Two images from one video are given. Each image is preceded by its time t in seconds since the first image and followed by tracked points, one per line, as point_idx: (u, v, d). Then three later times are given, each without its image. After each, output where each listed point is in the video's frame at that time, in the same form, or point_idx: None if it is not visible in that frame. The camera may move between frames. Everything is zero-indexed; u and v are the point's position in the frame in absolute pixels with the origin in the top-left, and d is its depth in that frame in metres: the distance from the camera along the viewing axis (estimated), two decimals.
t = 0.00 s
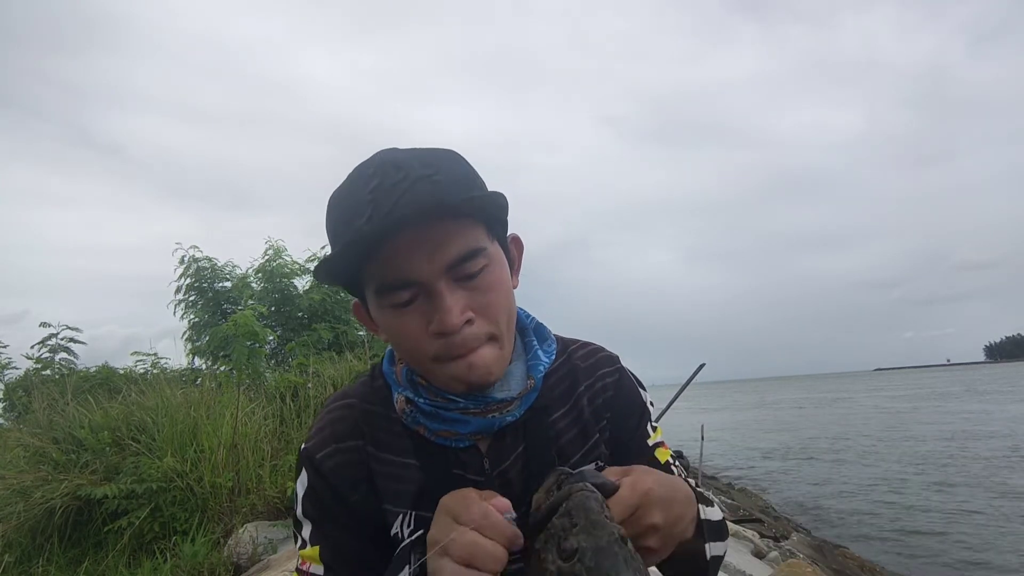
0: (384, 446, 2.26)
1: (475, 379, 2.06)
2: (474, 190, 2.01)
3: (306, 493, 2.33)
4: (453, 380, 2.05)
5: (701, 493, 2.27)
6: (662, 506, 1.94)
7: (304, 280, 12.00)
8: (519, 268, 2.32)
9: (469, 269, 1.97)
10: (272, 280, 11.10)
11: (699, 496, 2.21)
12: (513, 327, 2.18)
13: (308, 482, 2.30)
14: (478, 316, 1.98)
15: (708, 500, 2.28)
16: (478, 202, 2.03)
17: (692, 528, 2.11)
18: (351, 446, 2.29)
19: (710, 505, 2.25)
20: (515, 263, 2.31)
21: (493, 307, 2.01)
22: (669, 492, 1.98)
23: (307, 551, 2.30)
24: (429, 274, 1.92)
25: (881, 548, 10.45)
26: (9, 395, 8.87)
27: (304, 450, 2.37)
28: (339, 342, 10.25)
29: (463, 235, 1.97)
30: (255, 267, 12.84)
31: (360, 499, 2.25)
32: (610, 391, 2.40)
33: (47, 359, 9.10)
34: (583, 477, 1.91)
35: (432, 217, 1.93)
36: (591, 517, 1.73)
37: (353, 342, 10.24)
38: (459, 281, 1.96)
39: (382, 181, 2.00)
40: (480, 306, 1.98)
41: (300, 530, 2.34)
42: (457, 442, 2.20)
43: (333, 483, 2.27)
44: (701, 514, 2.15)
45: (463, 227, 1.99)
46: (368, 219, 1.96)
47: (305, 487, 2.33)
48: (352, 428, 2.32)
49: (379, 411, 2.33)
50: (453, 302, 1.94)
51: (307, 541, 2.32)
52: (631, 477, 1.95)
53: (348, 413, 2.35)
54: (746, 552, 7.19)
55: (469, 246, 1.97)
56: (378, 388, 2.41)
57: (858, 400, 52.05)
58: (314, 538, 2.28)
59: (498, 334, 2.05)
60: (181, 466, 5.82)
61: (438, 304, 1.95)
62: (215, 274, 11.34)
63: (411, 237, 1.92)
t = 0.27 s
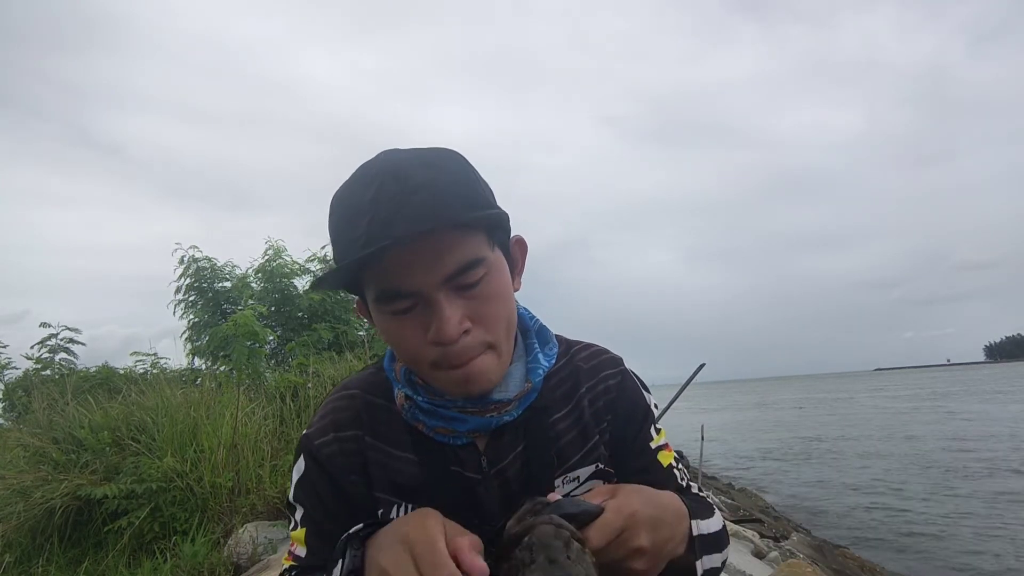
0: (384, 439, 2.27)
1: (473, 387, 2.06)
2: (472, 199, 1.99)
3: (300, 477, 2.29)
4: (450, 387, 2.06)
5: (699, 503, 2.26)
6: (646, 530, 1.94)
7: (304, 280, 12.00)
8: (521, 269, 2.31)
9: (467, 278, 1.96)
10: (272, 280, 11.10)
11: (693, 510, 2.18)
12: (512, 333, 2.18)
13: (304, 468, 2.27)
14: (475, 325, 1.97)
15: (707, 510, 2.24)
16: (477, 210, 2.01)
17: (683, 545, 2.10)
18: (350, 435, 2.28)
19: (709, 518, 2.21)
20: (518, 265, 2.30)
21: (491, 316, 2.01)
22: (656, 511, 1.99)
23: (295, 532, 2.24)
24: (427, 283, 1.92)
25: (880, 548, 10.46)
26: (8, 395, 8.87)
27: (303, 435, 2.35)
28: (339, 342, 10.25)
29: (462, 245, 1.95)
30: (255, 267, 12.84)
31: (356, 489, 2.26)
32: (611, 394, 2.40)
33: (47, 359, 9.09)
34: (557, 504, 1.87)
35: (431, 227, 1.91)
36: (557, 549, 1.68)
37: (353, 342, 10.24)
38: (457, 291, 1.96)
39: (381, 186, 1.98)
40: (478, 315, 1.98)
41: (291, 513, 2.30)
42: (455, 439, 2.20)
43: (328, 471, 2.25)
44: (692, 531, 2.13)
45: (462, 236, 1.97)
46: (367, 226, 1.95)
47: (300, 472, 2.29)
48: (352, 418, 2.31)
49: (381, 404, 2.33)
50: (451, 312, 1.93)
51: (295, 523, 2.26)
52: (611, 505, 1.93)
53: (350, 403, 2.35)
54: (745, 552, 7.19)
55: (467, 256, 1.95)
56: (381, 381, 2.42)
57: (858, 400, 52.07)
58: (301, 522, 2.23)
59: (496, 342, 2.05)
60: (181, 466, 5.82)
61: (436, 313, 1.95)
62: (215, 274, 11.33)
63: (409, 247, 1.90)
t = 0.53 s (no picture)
0: (382, 439, 2.27)
1: (473, 388, 2.07)
2: (474, 203, 1.99)
3: (302, 478, 2.32)
4: (451, 388, 2.06)
5: (697, 508, 2.27)
6: (646, 536, 1.95)
7: (303, 280, 11.99)
8: (524, 271, 2.30)
9: (469, 283, 1.95)
10: (272, 280, 11.10)
11: (691, 518, 2.18)
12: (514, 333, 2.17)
13: (306, 469, 2.30)
14: (477, 329, 1.97)
15: (706, 515, 2.26)
16: (479, 214, 1.99)
17: (680, 553, 2.10)
18: (350, 436, 2.29)
19: (709, 523, 2.22)
20: (520, 267, 2.29)
21: (493, 320, 2.00)
22: (657, 517, 2.00)
23: (299, 530, 2.28)
24: (429, 288, 1.90)
25: (880, 548, 10.46)
26: (8, 395, 8.86)
27: (305, 436, 2.37)
28: (339, 342, 10.25)
29: (464, 249, 1.93)
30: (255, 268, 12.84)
31: (355, 489, 2.26)
32: (613, 395, 2.39)
33: (47, 359, 9.09)
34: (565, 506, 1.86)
35: (433, 233, 1.89)
36: (571, 549, 1.66)
37: (353, 342, 10.24)
38: (459, 295, 1.94)
39: (385, 191, 1.99)
40: (480, 319, 1.97)
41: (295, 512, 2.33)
42: (455, 438, 2.19)
43: (328, 472, 2.27)
44: (691, 539, 2.12)
45: (464, 240, 1.94)
46: (370, 230, 1.95)
47: (302, 473, 2.32)
48: (352, 419, 2.32)
49: (381, 404, 2.33)
50: (452, 317, 1.92)
51: (299, 521, 2.30)
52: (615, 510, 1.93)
53: (350, 404, 2.35)
54: (745, 552, 7.20)
55: (470, 261, 1.93)
56: (382, 380, 2.41)
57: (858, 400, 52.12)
58: (304, 522, 2.28)
59: (497, 345, 2.04)
60: (181, 466, 5.81)
61: (437, 317, 1.94)
62: (215, 274, 11.33)
63: (409, 252, 1.88)
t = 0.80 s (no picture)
0: (385, 438, 2.27)
1: (478, 386, 2.08)
2: (481, 205, 1.99)
3: (304, 479, 2.32)
4: (455, 386, 2.07)
5: (694, 512, 2.26)
6: (644, 540, 1.94)
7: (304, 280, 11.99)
8: (527, 272, 2.31)
9: (475, 283, 1.95)
10: (272, 280, 11.10)
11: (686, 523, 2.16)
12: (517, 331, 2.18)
13: (309, 469, 2.30)
14: (482, 328, 1.98)
15: (702, 519, 2.24)
16: (484, 215, 1.99)
17: (674, 559, 2.08)
18: (353, 436, 2.29)
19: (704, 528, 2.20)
20: (524, 268, 2.29)
21: (498, 320, 2.01)
22: (654, 524, 2.00)
23: (301, 530, 2.27)
24: (435, 288, 1.91)
25: (880, 548, 10.47)
26: (8, 395, 8.86)
27: (308, 436, 2.37)
28: (339, 342, 10.26)
29: (471, 249, 1.93)
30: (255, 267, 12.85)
31: (357, 488, 2.26)
32: (614, 396, 2.38)
33: (47, 359, 9.08)
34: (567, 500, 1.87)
35: (440, 234, 1.89)
36: (573, 541, 1.67)
37: (353, 342, 10.24)
38: (465, 295, 1.95)
39: (391, 190, 1.98)
40: (485, 319, 1.98)
41: (297, 512, 2.32)
42: (458, 436, 2.20)
43: (330, 472, 2.26)
44: (685, 544, 2.11)
45: (470, 240, 1.94)
46: (378, 229, 1.95)
47: (305, 473, 2.32)
48: (354, 418, 2.31)
49: (384, 404, 2.33)
50: (459, 316, 1.93)
51: (301, 521, 2.29)
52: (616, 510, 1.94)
53: (352, 404, 2.35)
54: (746, 552, 7.20)
55: (476, 262, 1.94)
56: (385, 379, 2.41)
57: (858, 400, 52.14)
58: (307, 522, 2.26)
59: (502, 344, 2.05)
60: (181, 466, 5.82)
61: (443, 316, 1.95)
62: (215, 274, 11.33)
63: (416, 252, 1.88)
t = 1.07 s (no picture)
0: (388, 436, 2.27)
1: (492, 384, 2.10)
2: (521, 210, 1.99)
3: (305, 469, 2.32)
4: (469, 381, 2.08)
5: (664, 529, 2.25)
6: (590, 555, 2.01)
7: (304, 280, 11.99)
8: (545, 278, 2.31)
9: (506, 282, 1.98)
10: (272, 280, 11.09)
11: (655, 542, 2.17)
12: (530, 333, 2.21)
13: (309, 460, 2.30)
14: (506, 328, 2.01)
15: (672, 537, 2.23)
16: (523, 219, 2.00)
17: None
18: (354, 431, 2.28)
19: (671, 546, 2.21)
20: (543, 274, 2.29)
21: (520, 321, 2.04)
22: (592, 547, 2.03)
23: (301, 515, 2.29)
24: (469, 283, 1.92)
25: (880, 548, 10.47)
26: (8, 395, 8.86)
27: (311, 427, 2.37)
28: (339, 342, 10.26)
29: (506, 250, 1.96)
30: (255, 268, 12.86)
31: (357, 484, 2.26)
32: (614, 399, 2.37)
33: (46, 359, 9.09)
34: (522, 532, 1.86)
35: (482, 231, 1.90)
36: None
37: (353, 342, 10.24)
38: (494, 292, 1.97)
39: (434, 182, 1.97)
40: (509, 318, 2.01)
41: (297, 500, 2.34)
42: (462, 433, 2.20)
43: (329, 467, 2.26)
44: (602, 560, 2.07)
45: (506, 241, 1.97)
46: (418, 218, 1.93)
47: (305, 465, 2.32)
48: (356, 414, 2.31)
49: (387, 400, 2.32)
50: (485, 313, 1.96)
51: (301, 506, 2.31)
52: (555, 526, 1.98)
53: (352, 401, 2.34)
54: (745, 552, 7.20)
55: (510, 262, 1.96)
56: (388, 374, 2.40)
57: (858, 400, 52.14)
58: (304, 510, 2.28)
59: (521, 345, 2.09)
60: (181, 466, 5.82)
61: (470, 312, 1.97)
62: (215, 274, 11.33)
63: (453, 247, 1.89)
